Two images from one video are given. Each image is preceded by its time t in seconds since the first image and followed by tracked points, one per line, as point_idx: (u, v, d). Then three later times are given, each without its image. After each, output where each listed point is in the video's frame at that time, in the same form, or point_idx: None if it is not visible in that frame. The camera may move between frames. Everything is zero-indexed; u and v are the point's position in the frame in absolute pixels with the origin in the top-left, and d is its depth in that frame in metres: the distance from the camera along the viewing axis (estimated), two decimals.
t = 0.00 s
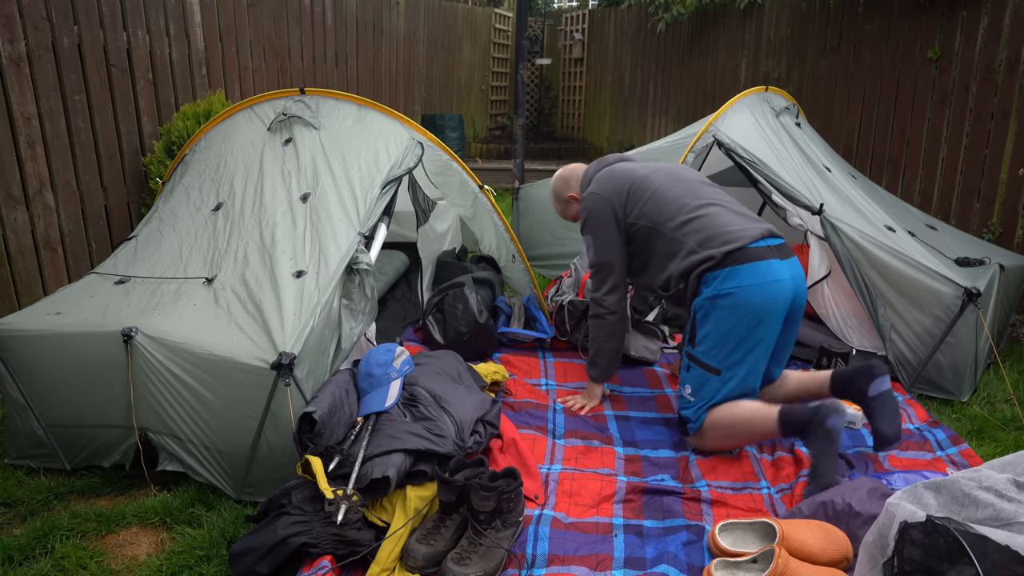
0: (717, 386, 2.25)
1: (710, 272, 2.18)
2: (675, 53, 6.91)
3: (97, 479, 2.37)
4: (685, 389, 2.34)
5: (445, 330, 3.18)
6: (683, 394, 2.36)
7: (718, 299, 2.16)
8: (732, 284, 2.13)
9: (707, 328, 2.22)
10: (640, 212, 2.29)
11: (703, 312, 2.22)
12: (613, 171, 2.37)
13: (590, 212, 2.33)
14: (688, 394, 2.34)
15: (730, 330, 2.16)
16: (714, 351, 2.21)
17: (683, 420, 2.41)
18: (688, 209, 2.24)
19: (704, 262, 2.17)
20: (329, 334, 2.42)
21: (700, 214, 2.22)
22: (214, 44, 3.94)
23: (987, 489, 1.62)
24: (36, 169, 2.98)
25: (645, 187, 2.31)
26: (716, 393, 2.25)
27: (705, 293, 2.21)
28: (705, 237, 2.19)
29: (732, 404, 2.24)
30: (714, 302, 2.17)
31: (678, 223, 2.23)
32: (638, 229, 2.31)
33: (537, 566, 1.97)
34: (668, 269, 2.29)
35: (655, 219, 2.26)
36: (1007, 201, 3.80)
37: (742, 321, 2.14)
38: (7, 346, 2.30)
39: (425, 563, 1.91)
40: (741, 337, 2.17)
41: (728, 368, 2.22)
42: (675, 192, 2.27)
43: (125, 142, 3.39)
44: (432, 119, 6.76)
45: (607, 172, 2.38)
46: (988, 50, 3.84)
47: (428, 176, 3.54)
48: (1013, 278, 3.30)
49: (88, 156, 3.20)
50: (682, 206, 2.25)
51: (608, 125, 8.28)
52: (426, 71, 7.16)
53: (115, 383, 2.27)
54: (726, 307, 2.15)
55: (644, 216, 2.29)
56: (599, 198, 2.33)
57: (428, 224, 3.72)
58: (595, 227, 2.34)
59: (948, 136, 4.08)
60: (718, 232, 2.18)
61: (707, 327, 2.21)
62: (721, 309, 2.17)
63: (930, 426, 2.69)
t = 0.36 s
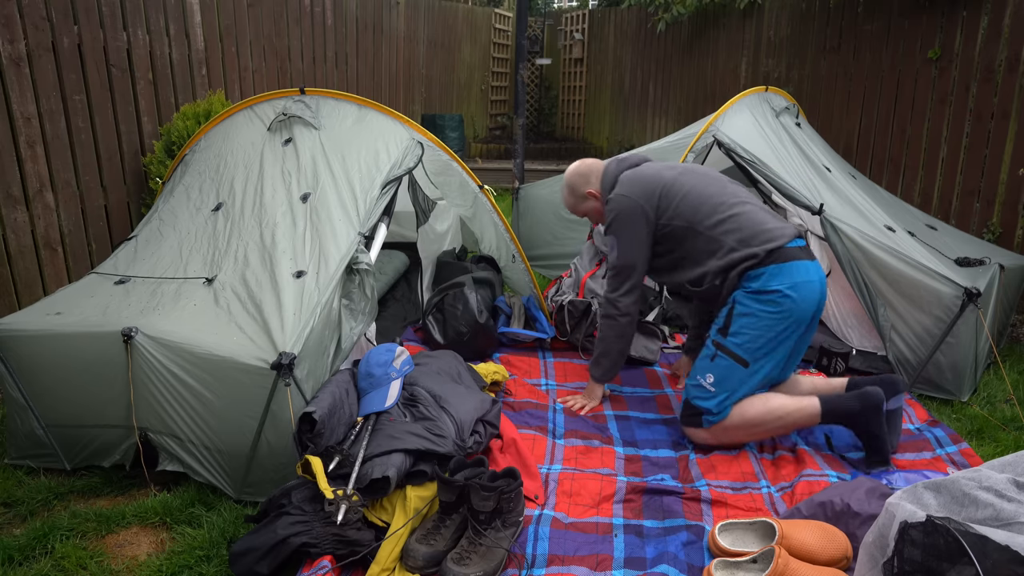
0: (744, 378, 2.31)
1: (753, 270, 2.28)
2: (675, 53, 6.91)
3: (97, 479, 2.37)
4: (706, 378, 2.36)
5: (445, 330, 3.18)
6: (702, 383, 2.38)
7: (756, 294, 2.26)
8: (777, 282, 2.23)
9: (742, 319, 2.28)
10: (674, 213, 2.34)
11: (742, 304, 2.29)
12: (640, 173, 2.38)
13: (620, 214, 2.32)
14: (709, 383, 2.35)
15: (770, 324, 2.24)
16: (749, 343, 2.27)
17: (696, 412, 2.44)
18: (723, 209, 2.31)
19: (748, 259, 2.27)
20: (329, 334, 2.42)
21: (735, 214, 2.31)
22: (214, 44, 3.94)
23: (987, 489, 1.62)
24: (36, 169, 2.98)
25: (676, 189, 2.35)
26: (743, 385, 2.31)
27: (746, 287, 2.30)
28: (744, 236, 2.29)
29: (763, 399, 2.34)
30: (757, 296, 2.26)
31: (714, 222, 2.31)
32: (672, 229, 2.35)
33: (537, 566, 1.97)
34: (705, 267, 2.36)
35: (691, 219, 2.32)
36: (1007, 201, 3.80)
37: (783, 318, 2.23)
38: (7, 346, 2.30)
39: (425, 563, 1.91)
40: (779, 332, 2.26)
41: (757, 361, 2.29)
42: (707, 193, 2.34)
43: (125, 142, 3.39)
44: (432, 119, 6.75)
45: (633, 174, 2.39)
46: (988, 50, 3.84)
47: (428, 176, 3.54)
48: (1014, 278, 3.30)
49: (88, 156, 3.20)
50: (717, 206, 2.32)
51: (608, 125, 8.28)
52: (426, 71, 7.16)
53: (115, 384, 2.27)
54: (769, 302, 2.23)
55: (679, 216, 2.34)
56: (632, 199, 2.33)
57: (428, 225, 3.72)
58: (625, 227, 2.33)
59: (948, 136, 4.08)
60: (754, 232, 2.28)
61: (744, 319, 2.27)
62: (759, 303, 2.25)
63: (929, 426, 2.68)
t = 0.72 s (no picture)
0: (767, 399, 2.34)
1: (785, 293, 2.27)
2: (675, 53, 6.91)
3: (97, 479, 2.37)
4: (729, 400, 2.38)
5: (445, 330, 3.19)
6: (724, 405, 2.40)
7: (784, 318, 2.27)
8: (807, 309, 2.25)
9: (769, 343, 2.29)
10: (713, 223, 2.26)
11: (769, 327, 2.29)
12: (681, 179, 2.25)
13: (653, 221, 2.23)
14: (731, 405, 2.37)
15: (796, 349, 2.27)
16: (774, 367, 2.29)
17: (716, 429, 2.45)
18: (765, 225, 2.26)
19: (783, 284, 2.24)
20: (329, 334, 2.42)
21: (778, 228, 2.26)
22: (214, 44, 3.94)
23: (987, 489, 1.62)
24: (36, 169, 2.98)
25: (716, 199, 2.27)
26: (766, 406, 2.34)
27: (775, 310, 2.30)
28: (784, 256, 2.25)
29: (782, 415, 2.36)
30: (786, 320, 2.27)
31: (755, 236, 2.26)
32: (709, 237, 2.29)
33: (537, 566, 1.97)
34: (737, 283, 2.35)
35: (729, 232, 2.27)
36: (1007, 201, 3.81)
37: (810, 344, 2.27)
38: (7, 346, 2.30)
39: (425, 563, 1.92)
40: (805, 357, 2.29)
41: (780, 384, 2.32)
42: (751, 205, 2.27)
43: (126, 143, 3.39)
44: (432, 119, 6.76)
45: (671, 179, 2.26)
46: (988, 50, 3.84)
47: (428, 176, 3.56)
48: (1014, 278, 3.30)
49: (88, 156, 3.20)
50: (760, 219, 2.26)
51: (608, 125, 8.28)
52: (426, 71, 7.17)
53: (115, 383, 2.27)
54: (798, 328, 2.26)
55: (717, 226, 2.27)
56: (672, 210, 2.22)
57: (428, 225, 3.72)
58: (662, 236, 2.23)
59: (948, 136, 4.08)
60: (794, 250, 2.25)
61: (771, 343, 2.29)
62: (786, 327, 2.27)
63: (930, 426, 2.68)
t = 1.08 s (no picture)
0: (771, 403, 2.33)
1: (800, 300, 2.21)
2: (675, 53, 6.92)
3: (97, 479, 2.37)
4: (733, 401, 2.35)
5: (445, 330, 3.18)
6: (726, 405, 2.37)
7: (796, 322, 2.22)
8: (819, 317, 2.21)
9: (776, 347, 2.25)
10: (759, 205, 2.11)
11: (778, 331, 2.25)
12: (727, 159, 2.14)
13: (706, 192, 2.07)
14: (734, 406, 2.35)
15: (803, 354, 2.25)
16: (780, 371, 2.28)
17: (716, 431, 2.44)
18: (803, 226, 2.16)
19: (801, 291, 2.19)
20: (329, 334, 2.41)
21: (809, 230, 2.16)
22: (214, 43, 3.94)
23: (987, 489, 1.62)
24: (36, 169, 2.98)
25: (764, 189, 2.13)
26: (770, 410, 2.33)
27: (784, 314, 2.24)
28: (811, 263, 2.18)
29: (783, 418, 2.36)
30: (795, 326, 2.22)
31: (788, 233, 2.14)
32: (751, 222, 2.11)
33: (537, 566, 1.97)
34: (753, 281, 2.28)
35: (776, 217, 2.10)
36: (1007, 201, 3.81)
37: (816, 351, 2.26)
38: (7, 346, 2.30)
39: (425, 563, 1.92)
40: (808, 362, 2.29)
41: (785, 389, 2.32)
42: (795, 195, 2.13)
43: (126, 143, 3.39)
44: (432, 119, 6.76)
45: (714, 161, 2.13)
46: (988, 50, 3.85)
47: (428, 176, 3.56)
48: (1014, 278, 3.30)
49: (88, 156, 3.20)
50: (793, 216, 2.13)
51: (608, 124, 8.27)
52: (426, 71, 7.17)
53: (115, 383, 2.27)
54: (807, 334, 2.23)
55: (760, 213, 2.12)
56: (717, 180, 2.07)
57: (428, 224, 3.72)
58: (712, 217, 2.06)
59: (948, 136, 4.09)
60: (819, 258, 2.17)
61: (779, 347, 2.25)
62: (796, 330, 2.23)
63: (930, 426, 2.68)
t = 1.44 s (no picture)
0: (778, 406, 2.36)
1: (814, 307, 2.21)
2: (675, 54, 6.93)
3: (97, 479, 2.36)
4: (742, 402, 2.33)
5: (445, 330, 3.20)
6: (735, 406, 2.34)
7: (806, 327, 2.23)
8: (830, 326, 2.25)
9: (788, 352, 2.26)
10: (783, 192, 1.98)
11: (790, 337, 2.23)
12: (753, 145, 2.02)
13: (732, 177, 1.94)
14: (743, 407, 2.33)
15: (812, 360, 2.30)
16: (789, 375, 2.31)
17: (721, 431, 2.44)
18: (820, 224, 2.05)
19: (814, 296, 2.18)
20: (329, 334, 2.41)
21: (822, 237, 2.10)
22: (214, 43, 3.94)
23: (987, 489, 1.62)
24: (36, 170, 2.98)
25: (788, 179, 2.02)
26: (778, 413, 2.36)
27: (797, 320, 2.20)
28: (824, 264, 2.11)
29: (786, 419, 2.39)
30: (807, 333, 2.24)
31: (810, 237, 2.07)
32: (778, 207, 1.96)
33: (537, 565, 1.97)
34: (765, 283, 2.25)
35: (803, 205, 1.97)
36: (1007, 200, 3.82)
37: (824, 359, 2.31)
38: (7, 346, 2.29)
39: (425, 563, 1.91)
40: (814, 369, 2.33)
41: (793, 392, 2.35)
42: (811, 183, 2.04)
43: (126, 143, 3.40)
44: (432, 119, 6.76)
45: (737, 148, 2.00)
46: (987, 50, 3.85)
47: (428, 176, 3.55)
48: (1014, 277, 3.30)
49: (88, 156, 3.20)
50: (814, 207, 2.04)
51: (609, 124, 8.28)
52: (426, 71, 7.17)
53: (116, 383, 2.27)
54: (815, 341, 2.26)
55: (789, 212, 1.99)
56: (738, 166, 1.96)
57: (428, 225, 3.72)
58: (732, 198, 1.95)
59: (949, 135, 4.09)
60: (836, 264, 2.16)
61: (789, 353, 2.26)
62: (807, 336, 2.25)
63: (929, 426, 2.70)
